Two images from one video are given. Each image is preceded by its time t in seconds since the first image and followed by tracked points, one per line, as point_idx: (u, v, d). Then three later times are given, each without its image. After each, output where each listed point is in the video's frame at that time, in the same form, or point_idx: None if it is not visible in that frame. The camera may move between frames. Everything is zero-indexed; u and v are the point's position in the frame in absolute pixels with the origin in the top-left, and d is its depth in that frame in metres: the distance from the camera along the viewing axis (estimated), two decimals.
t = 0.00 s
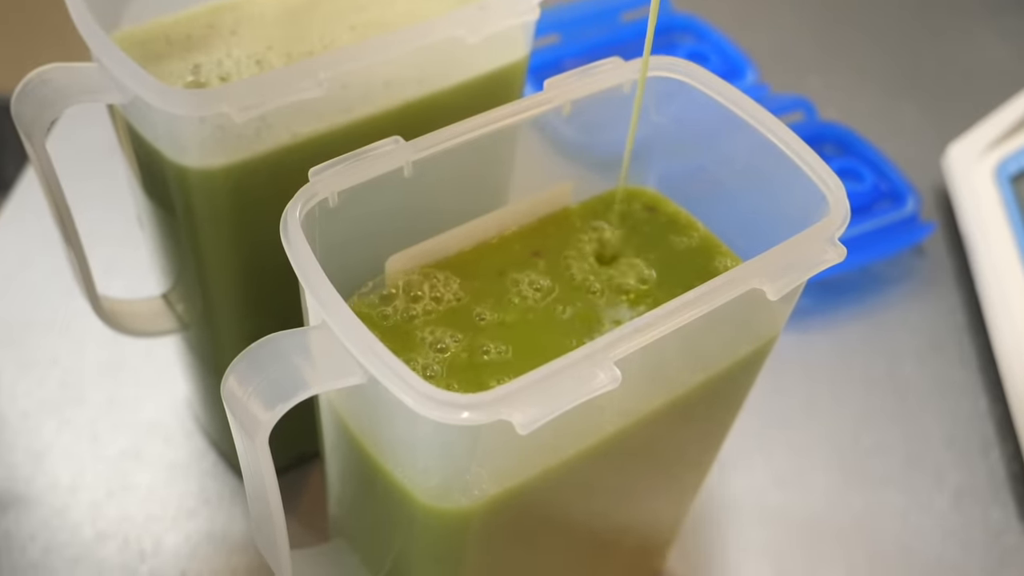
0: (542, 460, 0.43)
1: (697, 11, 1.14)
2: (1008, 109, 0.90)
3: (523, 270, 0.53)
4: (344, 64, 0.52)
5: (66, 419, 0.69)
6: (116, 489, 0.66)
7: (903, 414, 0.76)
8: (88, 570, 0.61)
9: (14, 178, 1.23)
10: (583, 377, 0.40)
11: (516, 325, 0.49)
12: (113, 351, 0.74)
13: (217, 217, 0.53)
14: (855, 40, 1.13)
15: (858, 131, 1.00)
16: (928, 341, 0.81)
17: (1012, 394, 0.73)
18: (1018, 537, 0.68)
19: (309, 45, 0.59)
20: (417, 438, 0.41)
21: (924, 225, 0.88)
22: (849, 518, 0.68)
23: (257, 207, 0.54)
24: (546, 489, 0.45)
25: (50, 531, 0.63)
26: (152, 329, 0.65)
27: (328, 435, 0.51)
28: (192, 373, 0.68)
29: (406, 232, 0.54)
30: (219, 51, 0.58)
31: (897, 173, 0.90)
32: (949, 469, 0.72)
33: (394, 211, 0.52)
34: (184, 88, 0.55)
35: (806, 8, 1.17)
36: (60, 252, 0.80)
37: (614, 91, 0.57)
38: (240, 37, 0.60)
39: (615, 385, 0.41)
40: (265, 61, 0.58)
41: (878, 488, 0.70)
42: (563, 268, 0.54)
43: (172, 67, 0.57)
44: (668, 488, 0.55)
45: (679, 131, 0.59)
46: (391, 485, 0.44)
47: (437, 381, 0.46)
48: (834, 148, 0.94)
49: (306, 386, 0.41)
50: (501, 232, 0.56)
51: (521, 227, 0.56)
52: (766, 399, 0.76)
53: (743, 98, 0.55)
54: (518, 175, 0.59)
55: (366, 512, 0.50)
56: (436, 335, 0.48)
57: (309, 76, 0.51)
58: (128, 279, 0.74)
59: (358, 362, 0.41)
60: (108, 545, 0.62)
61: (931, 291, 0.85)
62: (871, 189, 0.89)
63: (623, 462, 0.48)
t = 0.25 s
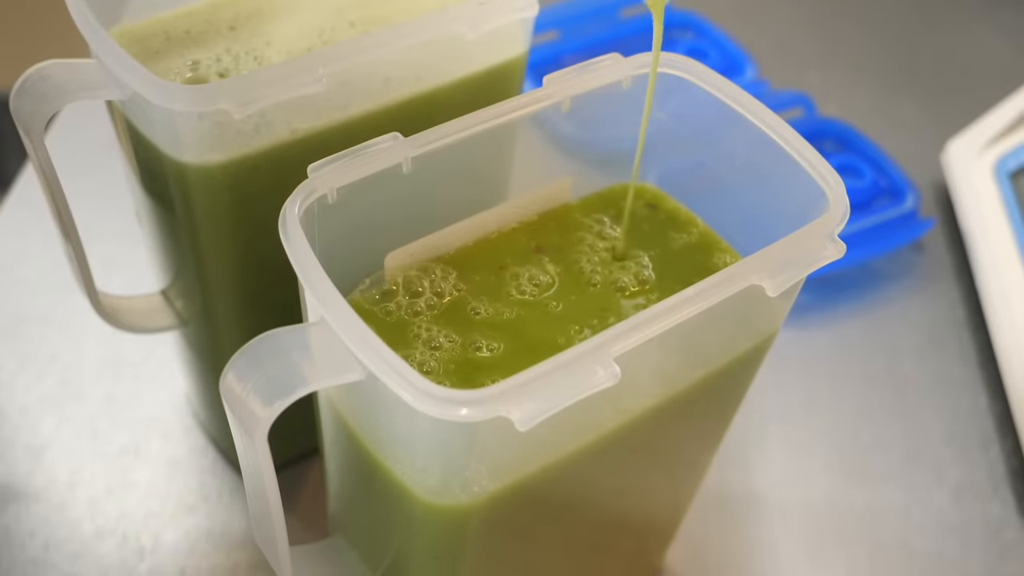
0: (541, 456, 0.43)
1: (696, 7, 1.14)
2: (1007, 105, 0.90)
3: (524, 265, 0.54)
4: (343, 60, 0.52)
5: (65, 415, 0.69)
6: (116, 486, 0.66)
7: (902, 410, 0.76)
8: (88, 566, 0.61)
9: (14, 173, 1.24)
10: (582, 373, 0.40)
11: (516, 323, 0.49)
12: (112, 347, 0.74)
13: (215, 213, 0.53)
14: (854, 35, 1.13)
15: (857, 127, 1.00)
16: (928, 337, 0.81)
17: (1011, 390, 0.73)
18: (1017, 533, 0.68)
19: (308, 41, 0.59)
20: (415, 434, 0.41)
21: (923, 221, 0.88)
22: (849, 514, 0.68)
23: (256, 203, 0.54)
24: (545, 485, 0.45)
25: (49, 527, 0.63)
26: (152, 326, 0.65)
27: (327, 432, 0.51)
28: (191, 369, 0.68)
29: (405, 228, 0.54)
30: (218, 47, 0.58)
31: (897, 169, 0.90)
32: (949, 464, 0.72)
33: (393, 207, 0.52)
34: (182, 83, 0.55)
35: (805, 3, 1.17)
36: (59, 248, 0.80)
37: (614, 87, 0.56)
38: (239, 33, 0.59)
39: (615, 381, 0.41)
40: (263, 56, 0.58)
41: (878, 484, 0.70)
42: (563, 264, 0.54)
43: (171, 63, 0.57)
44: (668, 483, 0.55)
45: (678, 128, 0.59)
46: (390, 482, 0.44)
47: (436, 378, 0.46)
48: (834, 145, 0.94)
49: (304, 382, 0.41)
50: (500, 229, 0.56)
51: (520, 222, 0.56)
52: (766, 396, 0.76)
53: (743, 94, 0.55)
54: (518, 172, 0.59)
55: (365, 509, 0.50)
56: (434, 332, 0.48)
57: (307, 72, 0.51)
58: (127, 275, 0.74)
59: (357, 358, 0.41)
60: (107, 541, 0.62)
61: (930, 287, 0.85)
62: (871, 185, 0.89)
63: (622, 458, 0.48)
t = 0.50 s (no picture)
0: (541, 454, 0.43)
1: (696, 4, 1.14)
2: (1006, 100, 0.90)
3: (528, 262, 0.54)
4: (343, 57, 0.52)
5: (66, 414, 0.69)
6: (116, 484, 0.66)
7: (903, 407, 0.75)
8: (88, 564, 0.61)
9: (14, 173, 1.24)
10: (583, 371, 0.40)
11: (516, 320, 0.49)
12: (112, 346, 0.74)
13: (215, 211, 0.53)
14: (854, 32, 1.12)
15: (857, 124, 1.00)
16: (928, 334, 0.81)
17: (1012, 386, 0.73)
18: (1018, 529, 0.68)
19: (307, 39, 0.59)
20: (416, 431, 0.41)
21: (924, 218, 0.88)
22: (850, 511, 0.68)
23: (257, 201, 0.54)
24: (545, 483, 0.45)
25: (50, 526, 0.63)
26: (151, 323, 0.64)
27: (328, 429, 0.51)
28: (191, 367, 0.68)
29: (407, 226, 0.54)
30: (217, 45, 0.58)
31: (897, 165, 0.90)
32: (949, 461, 0.72)
33: (393, 205, 0.52)
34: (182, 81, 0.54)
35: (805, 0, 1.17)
36: (59, 247, 0.80)
37: (614, 84, 0.57)
38: (239, 31, 0.59)
39: (615, 379, 0.41)
40: (263, 54, 0.58)
41: (878, 481, 0.70)
42: (562, 261, 0.54)
43: (170, 61, 0.57)
44: (668, 481, 0.55)
45: (679, 124, 0.59)
46: (391, 480, 0.44)
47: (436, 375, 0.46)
48: (833, 141, 0.94)
49: (304, 378, 0.41)
50: (501, 226, 0.56)
51: (520, 220, 0.56)
52: (767, 393, 0.76)
53: (743, 92, 0.55)
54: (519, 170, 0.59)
55: (366, 506, 0.50)
56: (434, 331, 0.49)
57: (307, 70, 0.51)
58: (127, 274, 0.74)
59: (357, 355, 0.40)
60: (108, 540, 0.62)
61: (931, 284, 0.85)
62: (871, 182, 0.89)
63: (623, 456, 0.48)
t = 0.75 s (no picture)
0: (544, 450, 0.43)
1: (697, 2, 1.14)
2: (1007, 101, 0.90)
3: (534, 257, 0.54)
4: (343, 55, 0.52)
5: (67, 413, 0.69)
6: (118, 483, 0.66)
7: (905, 406, 0.75)
8: (90, 563, 0.61)
9: (15, 174, 1.24)
10: (585, 367, 0.40)
11: (517, 319, 0.50)
12: (113, 345, 0.74)
13: (216, 208, 0.53)
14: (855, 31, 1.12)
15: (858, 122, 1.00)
16: (930, 332, 0.81)
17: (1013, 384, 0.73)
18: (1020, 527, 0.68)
19: (308, 37, 0.59)
20: (417, 429, 0.41)
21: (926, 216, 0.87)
22: (851, 509, 0.68)
23: (258, 199, 0.54)
24: (547, 479, 0.45)
25: (51, 525, 0.63)
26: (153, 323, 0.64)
27: (330, 429, 0.51)
28: (193, 366, 0.68)
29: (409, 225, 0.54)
30: (218, 43, 0.58)
31: (900, 164, 0.90)
32: (951, 459, 0.72)
33: (395, 204, 0.52)
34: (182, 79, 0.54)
35: None
36: (60, 247, 0.80)
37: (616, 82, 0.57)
38: (239, 29, 0.59)
39: (616, 375, 0.41)
40: (264, 52, 0.58)
41: (880, 479, 0.70)
42: (564, 259, 0.54)
43: (171, 59, 0.57)
44: (670, 479, 0.55)
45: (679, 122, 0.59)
46: (393, 477, 0.44)
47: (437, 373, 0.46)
48: (835, 140, 0.93)
49: (306, 375, 0.41)
50: (503, 224, 0.56)
51: (522, 218, 0.57)
52: (768, 391, 0.76)
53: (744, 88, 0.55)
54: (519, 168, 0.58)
55: (368, 504, 0.50)
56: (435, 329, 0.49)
57: (308, 67, 0.51)
58: (128, 273, 0.74)
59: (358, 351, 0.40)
60: (109, 539, 0.62)
61: (932, 282, 0.85)
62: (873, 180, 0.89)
63: (624, 453, 0.48)
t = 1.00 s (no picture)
0: (545, 449, 0.43)
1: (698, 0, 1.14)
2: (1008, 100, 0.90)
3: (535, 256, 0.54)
4: (344, 53, 0.51)
5: (68, 411, 0.69)
6: (119, 481, 0.65)
7: (906, 404, 0.75)
8: (91, 561, 0.61)
9: (15, 172, 1.25)
10: (587, 366, 0.40)
11: (518, 317, 0.49)
12: (114, 343, 0.74)
13: (217, 207, 0.53)
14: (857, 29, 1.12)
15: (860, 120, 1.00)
16: (931, 331, 0.81)
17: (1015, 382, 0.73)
18: (1021, 526, 0.68)
19: (309, 36, 0.59)
20: (418, 427, 0.41)
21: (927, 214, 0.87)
22: (853, 508, 0.68)
23: (258, 197, 0.54)
24: (548, 478, 0.45)
25: (53, 522, 0.63)
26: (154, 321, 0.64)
27: (331, 426, 0.51)
28: (193, 364, 0.68)
29: (410, 222, 0.54)
30: (218, 42, 0.58)
31: (901, 161, 0.90)
32: (953, 458, 0.72)
33: (397, 201, 0.52)
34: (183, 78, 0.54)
35: None
36: (61, 245, 0.80)
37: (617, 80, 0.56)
38: (240, 27, 0.59)
39: (618, 374, 0.41)
40: (264, 51, 0.58)
41: (881, 477, 0.70)
42: (565, 257, 0.54)
43: (171, 58, 0.57)
44: (670, 478, 0.55)
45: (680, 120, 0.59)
46: (394, 476, 0.44)
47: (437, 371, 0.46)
48: (836, 138, 0.93)
49: (307, 375, 0.41)
50: (504, 223, 0.56)
51: (523, 216, 0.57)
52: (770, 390, 0.76)
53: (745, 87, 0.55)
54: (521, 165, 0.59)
55: (368, 504, 0.50)
56: (435, 327, 0.49)
57: (309, 66, 0.51)
58: (129, 272, 0.74)
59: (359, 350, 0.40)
60: (110, 537, 0.62)
61: (934, 281, 0.85)
62: (875, 178, 0.89)
63: (626, 451, 0.48)
